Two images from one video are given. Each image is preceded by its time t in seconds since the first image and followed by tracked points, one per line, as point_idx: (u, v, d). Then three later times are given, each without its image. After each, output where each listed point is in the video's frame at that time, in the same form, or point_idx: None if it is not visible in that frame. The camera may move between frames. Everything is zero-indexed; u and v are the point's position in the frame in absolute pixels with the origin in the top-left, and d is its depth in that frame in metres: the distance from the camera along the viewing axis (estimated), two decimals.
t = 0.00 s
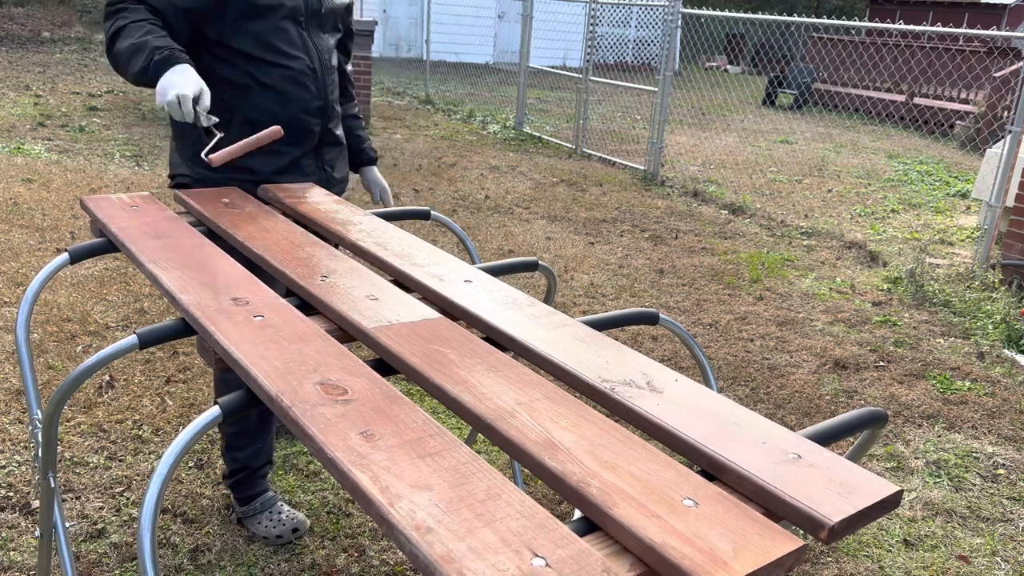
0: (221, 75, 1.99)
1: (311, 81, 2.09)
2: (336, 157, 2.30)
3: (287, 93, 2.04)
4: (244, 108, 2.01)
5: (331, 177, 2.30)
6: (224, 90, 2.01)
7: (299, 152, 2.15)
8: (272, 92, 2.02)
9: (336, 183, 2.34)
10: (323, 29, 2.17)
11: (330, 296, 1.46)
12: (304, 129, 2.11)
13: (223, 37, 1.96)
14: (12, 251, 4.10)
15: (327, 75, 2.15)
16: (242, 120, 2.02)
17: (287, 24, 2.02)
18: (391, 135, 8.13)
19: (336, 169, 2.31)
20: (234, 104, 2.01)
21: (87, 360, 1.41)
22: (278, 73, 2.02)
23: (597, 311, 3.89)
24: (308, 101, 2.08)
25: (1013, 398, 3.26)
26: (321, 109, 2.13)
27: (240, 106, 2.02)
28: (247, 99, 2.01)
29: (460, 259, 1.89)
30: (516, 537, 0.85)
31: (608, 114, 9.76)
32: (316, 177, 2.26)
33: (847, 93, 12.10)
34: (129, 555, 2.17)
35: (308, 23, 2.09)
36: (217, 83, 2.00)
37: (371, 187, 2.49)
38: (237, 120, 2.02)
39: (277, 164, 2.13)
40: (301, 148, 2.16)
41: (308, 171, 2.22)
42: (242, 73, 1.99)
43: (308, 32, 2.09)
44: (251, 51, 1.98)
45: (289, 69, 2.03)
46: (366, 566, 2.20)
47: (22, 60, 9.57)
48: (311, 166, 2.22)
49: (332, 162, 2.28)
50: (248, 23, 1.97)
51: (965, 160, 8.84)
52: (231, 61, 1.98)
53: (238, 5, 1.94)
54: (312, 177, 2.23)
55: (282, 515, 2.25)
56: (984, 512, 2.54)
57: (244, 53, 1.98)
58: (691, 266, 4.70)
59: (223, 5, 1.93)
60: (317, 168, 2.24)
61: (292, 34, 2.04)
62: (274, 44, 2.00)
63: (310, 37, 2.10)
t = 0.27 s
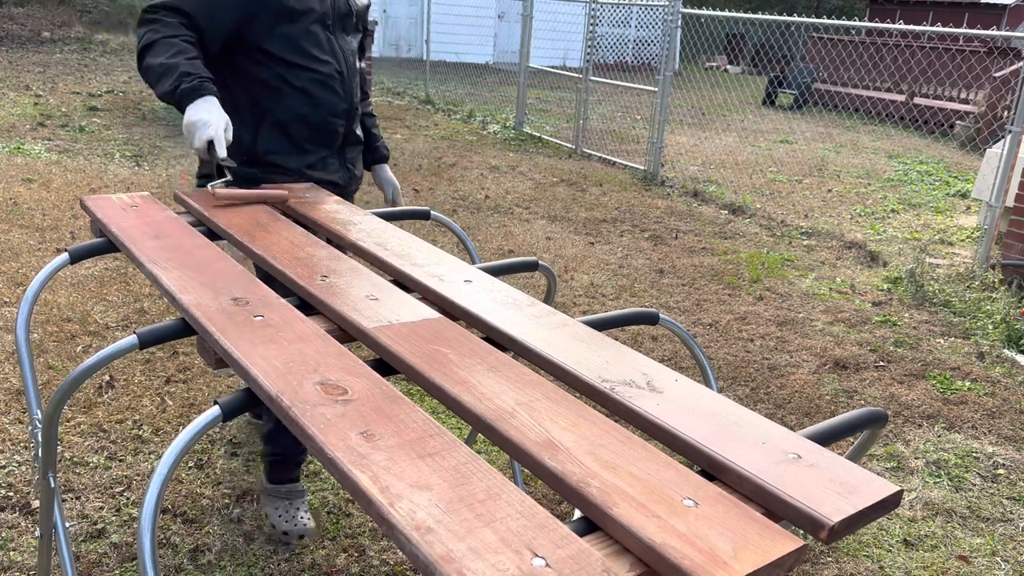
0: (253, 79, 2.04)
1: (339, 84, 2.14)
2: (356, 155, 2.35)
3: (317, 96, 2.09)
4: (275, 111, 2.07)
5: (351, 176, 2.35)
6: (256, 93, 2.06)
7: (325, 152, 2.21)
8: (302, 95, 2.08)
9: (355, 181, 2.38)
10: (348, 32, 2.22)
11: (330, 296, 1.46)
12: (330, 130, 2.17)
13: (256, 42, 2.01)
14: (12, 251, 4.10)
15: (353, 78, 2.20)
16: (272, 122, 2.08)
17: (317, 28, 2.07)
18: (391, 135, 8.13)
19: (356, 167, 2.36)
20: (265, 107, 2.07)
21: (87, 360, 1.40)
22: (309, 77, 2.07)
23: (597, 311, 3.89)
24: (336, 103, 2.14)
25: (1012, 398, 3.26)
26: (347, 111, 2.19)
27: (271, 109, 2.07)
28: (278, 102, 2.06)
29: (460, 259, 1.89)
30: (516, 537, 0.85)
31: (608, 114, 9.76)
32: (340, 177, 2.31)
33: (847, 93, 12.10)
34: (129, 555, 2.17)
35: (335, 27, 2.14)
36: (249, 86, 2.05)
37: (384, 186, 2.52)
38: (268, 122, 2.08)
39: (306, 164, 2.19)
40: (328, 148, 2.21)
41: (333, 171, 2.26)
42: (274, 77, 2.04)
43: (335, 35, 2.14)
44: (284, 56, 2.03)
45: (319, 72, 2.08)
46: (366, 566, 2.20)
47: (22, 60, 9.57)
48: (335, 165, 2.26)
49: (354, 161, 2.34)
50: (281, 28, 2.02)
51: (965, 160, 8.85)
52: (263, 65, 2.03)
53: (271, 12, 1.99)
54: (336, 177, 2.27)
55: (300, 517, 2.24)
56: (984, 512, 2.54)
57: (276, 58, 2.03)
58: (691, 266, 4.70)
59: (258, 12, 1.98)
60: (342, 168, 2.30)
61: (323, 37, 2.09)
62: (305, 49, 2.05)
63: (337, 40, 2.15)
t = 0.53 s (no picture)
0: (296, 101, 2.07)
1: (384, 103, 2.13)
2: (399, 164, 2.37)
3: (360, 118, 2.10)
4: (320, 134, 2.11)
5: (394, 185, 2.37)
6: (300, 116, 2.10)
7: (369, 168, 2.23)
8: (346, 117, 2.10)
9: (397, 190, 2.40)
10: (393, 43, 2.21)
11: (331, 296, 1.46)
12: (375, 148, 2.18)
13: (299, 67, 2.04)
14: (12, 251, 4.10)
15: (398, 92, 2.19)
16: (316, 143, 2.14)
17: (361, 48, 2.06)
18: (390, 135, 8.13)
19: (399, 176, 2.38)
20: (308, 129, 2.12)
21: (87, 360, 1.40)
22: (353, 100, 2.08)
23: (597, 311, 3.89)
24: (380, 122, 2.14)
25: (1012, 398, 3.26)
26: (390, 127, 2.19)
27: (315, 131, 2.12)
28: (321, 124, 2.10)
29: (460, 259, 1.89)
30: (516, 537, 0.85)
31: (608, 114, 9.75)
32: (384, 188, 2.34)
33: (847, 93, 12.10)
34: (129, 555, 2.17)
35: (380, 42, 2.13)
36: (293, 108, 2.09)
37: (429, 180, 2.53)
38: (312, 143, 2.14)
39: (353, 183, 2.22)
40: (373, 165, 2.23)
41: (378, 185, 2.27)
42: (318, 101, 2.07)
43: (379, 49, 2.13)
44: (328, 80, 2.06)
45: (363, 93, 2.08)
46: (367, 565, 2.20)
47: (22, 60, 9.58)
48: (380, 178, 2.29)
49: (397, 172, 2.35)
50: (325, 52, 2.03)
51: (965, 160, 8.84)
52: (307, 88, 2.06)
53: (314, 37, 2.00)
54: (380, 192, 2.28)
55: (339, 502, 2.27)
56: (984, 512, 2.54)
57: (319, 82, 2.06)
58: (691, 266, 4.70)
59: (302, 38, 1.99)
60: (386, 182, 2.31)
61: (367, 55, 2.08)
62: (348, 72, 2.06)
63: (381, 56, 2.13)
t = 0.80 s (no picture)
0: (321, 104, 2.00)
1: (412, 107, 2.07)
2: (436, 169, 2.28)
3: (388, 123, 2.04)
4: (349, 139, 2.05)
5: (431, 190, 2.28)
6: (327, 120, 2.03)
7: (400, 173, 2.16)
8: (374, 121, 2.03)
9: (434, 196, 2.31)
10: (428, 43, 2.12)
11: (331, 296, 1.46)
12: (403, 152, 2.12)
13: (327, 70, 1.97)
14: (12, 251, 4.10)
15: (429, 97, 2.12)
16: (344, 149, 2.07)
17: (390, 52, 1.99)
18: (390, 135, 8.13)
19: (435, 181, 2.29)
20: (337, 134, 2.05)
21: (86, 360, 1.40)
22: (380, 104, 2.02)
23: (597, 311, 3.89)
24: (407, 127, 2.08)
25: (1012, 398, 3.26)
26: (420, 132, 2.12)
27: (342, 136, 2.05)
28: (348, 129, 2.03)
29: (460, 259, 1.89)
30: (516, 537, 0.85)
31: (608, 114, 9.75)
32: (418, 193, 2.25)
33: (847, 93, 12.11)
34: (129, 555, 2.17)
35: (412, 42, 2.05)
36: (320, 111, 2.02)
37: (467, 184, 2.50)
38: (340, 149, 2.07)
39: (382, 189, 2.15)
40: (403, 169, 2.16)
41: (409, 190, 2.20)
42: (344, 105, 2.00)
43: (410, 51, 2.05)
44: (355, 85, 1.98)
45: (389, 98, 2.02)
46: (367, 566, 2.20)
47: (22, 60, 9.58)
48: (413, 183, 2.21)
49: (433, 176, 2.26)
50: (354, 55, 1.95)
51: (965, 160, 8.85)
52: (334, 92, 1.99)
53: (342, 38, 1.92)
54: (412, 196, 2.21)
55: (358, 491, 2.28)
56: (984, 512, 2.54)
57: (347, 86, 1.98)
58: (691, 266, 4.70)
59: (331, 40, 1.92)
60: (420, 186, 2.23)
61: (396, 58, 2.01)
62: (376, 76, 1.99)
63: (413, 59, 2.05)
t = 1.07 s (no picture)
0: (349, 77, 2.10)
1: (434, 91, 2.08)
2: (465, 169, 2.22)
3: (408, 100, 2.07)
4: (370, 113, 2.09)
5: (457, 188, 2.22)
6: (355, 90, 2.10)
7: (420, 158, 2.14)
8: (395, 95, 2.07)
9: (462, 196, 2.25)
10: (466, 40, 2.12)
11: (331, 296, 1.46)
12: (422, 136, 2.10)
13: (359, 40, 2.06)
14: (12, 251, 4.10)
15: (457, 89, 2.10)
16: (367, 123, 2.10)
17: (418, 32, 2.05)
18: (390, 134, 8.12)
19: (465, 180, 2.23)
20: (362, 108, 2.10)
21: (86, 360, 1.40)
22: (401, 79, 2.06)
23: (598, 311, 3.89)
24: (426, 109, 2.08)
25: (1012, 398, 3.26)
26: (443, 121, 2.10)
27: (366, 107, 2.10)
28: (371, 101, 2.08)
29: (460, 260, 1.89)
30: (516, 537, 0.85)
31: (608, 114, 9.75)
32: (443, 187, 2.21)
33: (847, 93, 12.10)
34: (129, 555, 2.17)
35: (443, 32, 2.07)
36: (349, 80, 2.10)
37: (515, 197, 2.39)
38: (364, 119, 2.11)
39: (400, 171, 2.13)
40: (423, 156, 2.13)
41: (429, 181, 2.16)
42: (370, 76, 2.08)
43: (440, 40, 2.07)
44: (381, 56, 2.05)
45: (411, 76, 2.06)
46: (367, 565, 2.20)
47: (22, 60, 9.57)
48: (435, 174, 2.17)
49: (460, 172, 2.20)
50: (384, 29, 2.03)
51: (965, 160, 8.85)
52: (362, 62, 2.07)
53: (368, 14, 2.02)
54: (432, 186, 2.17)
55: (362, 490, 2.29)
56: (984, 512, 2.54)
57: (373, 58, 2.06)
58: (691, 266, 4.70)
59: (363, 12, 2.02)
60: (444, 179, 2.18)
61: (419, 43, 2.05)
62: (402, 53, 2.04)
63: (443, 47, 2.08)
